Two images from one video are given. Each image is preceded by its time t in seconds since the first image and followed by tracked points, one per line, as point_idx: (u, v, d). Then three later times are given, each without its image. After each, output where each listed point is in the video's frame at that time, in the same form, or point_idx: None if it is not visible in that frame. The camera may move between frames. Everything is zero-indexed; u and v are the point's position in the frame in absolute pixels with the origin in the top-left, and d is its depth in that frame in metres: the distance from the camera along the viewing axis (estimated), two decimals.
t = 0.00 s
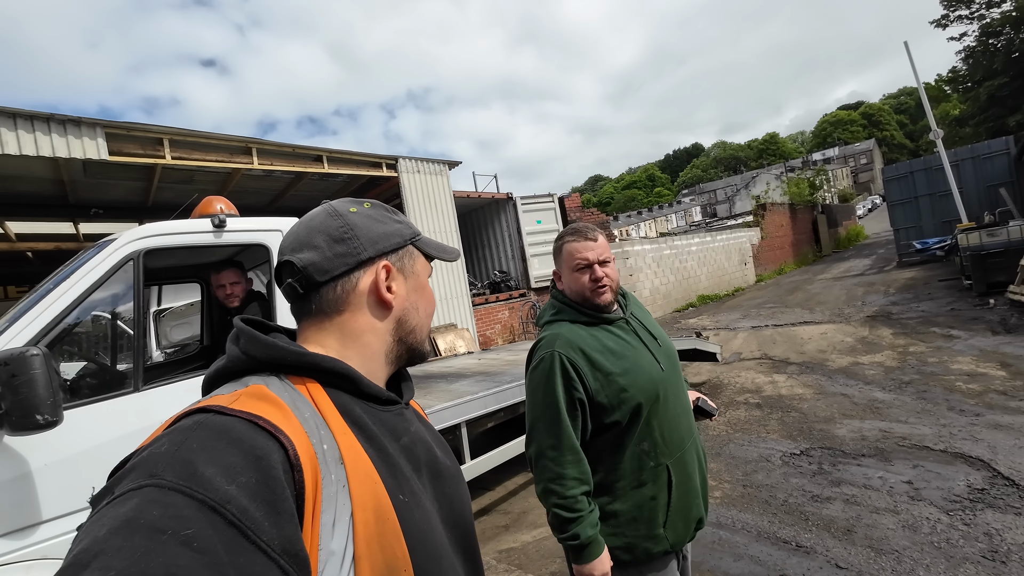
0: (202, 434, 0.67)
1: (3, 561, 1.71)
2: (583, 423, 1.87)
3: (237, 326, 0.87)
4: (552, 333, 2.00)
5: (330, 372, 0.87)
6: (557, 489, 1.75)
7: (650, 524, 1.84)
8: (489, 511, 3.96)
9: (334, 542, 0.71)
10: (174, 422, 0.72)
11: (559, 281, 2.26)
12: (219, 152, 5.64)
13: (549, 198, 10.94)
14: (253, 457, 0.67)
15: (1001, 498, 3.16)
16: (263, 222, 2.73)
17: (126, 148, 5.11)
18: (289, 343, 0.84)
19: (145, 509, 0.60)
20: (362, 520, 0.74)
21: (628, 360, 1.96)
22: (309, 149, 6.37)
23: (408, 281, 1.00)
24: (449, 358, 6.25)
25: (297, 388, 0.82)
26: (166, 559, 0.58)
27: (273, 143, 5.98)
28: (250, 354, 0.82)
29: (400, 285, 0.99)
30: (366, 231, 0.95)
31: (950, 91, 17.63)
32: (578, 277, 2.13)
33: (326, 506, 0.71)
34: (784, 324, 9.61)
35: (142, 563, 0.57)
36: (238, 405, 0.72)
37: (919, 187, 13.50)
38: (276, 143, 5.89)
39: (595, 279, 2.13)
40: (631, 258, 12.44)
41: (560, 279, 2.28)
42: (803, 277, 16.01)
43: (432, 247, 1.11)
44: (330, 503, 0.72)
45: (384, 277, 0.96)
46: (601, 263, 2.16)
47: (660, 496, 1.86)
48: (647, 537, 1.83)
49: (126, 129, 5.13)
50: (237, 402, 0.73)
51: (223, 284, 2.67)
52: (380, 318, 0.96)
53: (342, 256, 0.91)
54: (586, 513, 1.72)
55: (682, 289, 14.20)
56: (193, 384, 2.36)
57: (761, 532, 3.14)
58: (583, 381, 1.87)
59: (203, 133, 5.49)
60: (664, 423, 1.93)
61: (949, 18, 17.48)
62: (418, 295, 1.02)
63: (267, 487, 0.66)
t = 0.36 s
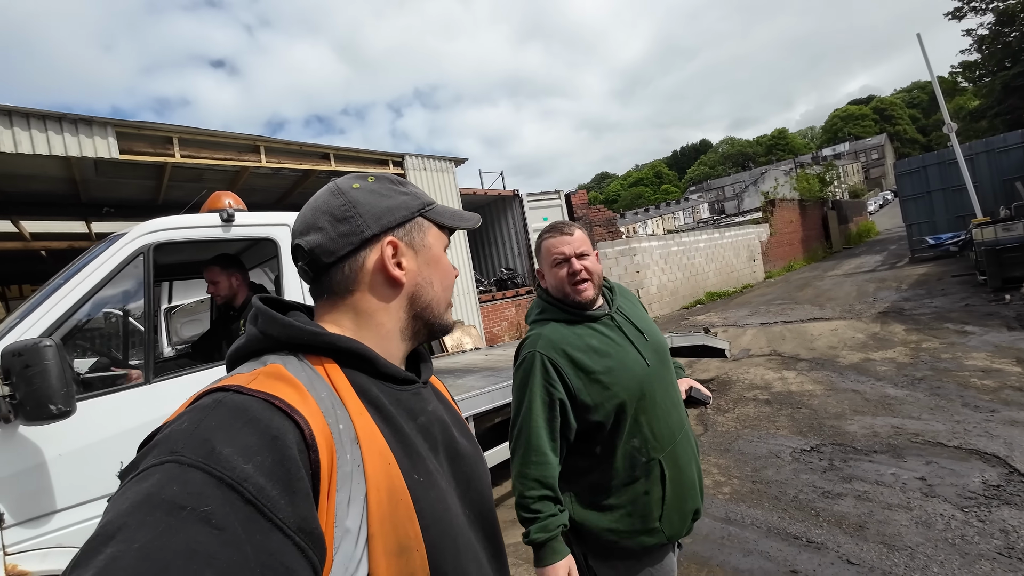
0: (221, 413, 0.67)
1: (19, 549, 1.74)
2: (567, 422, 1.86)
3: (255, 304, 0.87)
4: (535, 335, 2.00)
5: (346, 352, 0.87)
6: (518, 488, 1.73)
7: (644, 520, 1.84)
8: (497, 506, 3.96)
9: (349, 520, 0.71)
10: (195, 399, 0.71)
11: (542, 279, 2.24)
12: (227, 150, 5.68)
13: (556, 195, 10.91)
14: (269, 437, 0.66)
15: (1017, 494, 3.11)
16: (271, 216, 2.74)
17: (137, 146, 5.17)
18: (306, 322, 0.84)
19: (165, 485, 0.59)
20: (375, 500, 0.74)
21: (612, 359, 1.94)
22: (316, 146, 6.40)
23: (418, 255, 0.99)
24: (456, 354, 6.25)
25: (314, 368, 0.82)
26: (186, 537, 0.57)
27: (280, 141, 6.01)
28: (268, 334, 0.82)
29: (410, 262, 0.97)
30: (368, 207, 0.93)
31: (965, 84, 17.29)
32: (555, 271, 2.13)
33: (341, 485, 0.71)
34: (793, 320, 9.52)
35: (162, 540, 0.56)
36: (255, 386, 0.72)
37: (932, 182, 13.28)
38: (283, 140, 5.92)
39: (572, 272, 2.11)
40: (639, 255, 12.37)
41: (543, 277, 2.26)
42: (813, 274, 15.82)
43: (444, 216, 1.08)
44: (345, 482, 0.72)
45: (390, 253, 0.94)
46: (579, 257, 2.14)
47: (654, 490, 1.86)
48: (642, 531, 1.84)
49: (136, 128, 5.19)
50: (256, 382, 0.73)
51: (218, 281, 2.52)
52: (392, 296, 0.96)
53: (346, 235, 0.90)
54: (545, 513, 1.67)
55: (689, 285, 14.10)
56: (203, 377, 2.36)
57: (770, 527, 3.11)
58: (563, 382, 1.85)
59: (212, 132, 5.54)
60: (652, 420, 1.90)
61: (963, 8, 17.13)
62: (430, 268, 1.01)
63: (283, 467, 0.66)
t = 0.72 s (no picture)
0: (254, 395, 0.67)
1: (44, 536, 1.79)
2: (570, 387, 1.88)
3: (283, 286, 0.90)
4: (535, 313, 2.04)
5: (370, 336, 0.88)
6: (549, 446, 1.78)
7: (638, 483, 1.84)
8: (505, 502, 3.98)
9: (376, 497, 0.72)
10: (228, 383, 0.72)
11: (544, 267, 2.28)
12: (236, 150, 5.75)
13: (561, 194, 10.93)
14: (299, 418, 0.66)
15: None
16: (283, 213, 2.78)
17: (148, 147, 5.24)
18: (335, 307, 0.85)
19: (204, 464, 0.59)
20: (401, 477, 0.74)
21: (607, 331, 1.99)
22: (324, 146, 6.45)
23: (430, 244, 0.97)
24: (463, 351, 6.28)
25: (339, 350, 0.83)
26: (227, 512, 0.57)
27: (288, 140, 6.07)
28: (292, 318, 0.84)
29: (421, 249, 0.96)
30: (394, 186, 0.95)
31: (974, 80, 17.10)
32: (560, 260, 2.18)
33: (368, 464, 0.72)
34: (800, 318, 9.48)
35: (204, 516, 0.56)
36: (286, 369, 0.72)
37: (940, 179, 13.17)
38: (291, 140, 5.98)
39: (576, 262, 2.18)
40: (644, 254, 12.36)
41: (544, 265, 2.31)
42: (820, 272, 15.72)
43: (478, 215, 1.06)
44: (372, 462, 0.73)
45: (400, 237, 0.94)
46: (582, 247, 2.22)
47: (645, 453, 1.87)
48: (634, 493, 1.84)
49: (147, 128, 5.26)
50: (285, 365, 0.73)
51: (227, 273, 2.57)
52: (398, 279, 0.96)
53: (365, 209, 0.93)
54: (576, 463, 1.75)
55: (695, 284, 14.06)
56: (218, 369, 2.39)
57: (779, 522, 3.11)
58: (566, 349, 1.89)
59: (221, 132, 5.60)
60: (643, 389, 1.94)
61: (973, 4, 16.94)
62: (442, 260, 0.98)
63: (314, 447, 0.66)
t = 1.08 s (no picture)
0: (246, 381, 0.69)
1: (55, 527, 1.84)
2: (555, 360, 1.94)
3: (270, 281, 0.91)
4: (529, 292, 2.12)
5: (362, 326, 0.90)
6: (529, 408, 1.82)
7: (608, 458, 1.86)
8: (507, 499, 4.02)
9: (368, 481, 0.74)
10: (219, 368, 0.74)
11: (545, 261, 2.30)
12: (241, 151, 5.82)
13: (564, 194, 10.96)
14: (293, 404, 0.69)
15: None
16: (286, 213, 2.82)
17: (154, 149, 5.31)
18: (323, 297, 0.87)
19: (198, 448, 0.62)
20: (392, 462, 0.76)
21: (594, 314, 2.05)
22: (327, 147, 6.52)
23: (411, 230, 1.00)
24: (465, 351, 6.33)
25: (331, 339, 0.85)
26: (221, 493, 0.59)
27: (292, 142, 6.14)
28: (283, 306, 0.86)
29: (403, 237, 0.99)
30: (367, 177, 0.96)
31: (980, 79, 16.98)
32: (568, 253, 2.23)
33: (361, 449, 0.74)
34: (802, 318, 9.46)
35: (199, 496, 0.58)
36: (276, 357, 0.74)
37: (945, 178, 13.10)
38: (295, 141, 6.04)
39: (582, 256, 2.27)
40: (646, 254, 12.36)
41: (544, 259, 2.32)
42: (824, 272, 15.65)
43: (452, 195, 1.08)
44: (363, 447, 0.75)
45: (381, 227, 0.96)
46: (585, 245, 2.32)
47: (619, 431, 1.91)
48: (606, 468, 1.86)
49: (154, 131, 5.33)
50: (276, 353, 0.75)
51: (238, 271, 2.55)
52: (384, 269, 0.98)
53: (340, 205, 0.94)
54: (552, 428, 1.79)
55: (698, 284, 14.05)
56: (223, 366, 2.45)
57: (778, 519, 3.13)
58: (556, 322, 1.95)
59: (226, 134, 5.67)
60: (623, 370, 1.98)
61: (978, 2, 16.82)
62: (424, 243, 1.01)
63: (307, 432, 0.68)
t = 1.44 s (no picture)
0: (220, 390, 0.69)
1: (58, 529, 1.85)
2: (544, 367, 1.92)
3: (245, 290, 0.89)
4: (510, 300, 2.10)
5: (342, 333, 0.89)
6: (568, 395, 1.77)
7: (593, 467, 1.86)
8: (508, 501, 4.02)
9: (347, 489, 0.74)
10: (192, 378, 0.73)
11: (530, 267, 2.24)
12: (246, 154, 5.88)
13: (567, 195, 10.96)
14: (268, 411, 0.69)
15: None
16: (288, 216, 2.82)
17: (160, 152, 5.36)
18: (300, 304, 0.86)
19: (170, 459, 0.62)
20: (372, 468, 0.77)
21: (579, 321, 2.06)
22: (331, 149, 6.54)
23: (400, 245, 1.00)
24: (468, 352, 6.33)
25: (309, 347, 0.84)
26: (193, 503, 0.60)
27: (296, 145, 6.20)
28: (259, 315, 0.84)
29: (390, 250, 0.99)
30: (355, 190, 0.95)
31: (989, 77, 16.80)
32: (554, 260, 2.22)
33: (339, 456, 0.74)
34: (808, 319, 9.40)
35: (169, 507, 0.59)
36: (251, 365, 0.74)
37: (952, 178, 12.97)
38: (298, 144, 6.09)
39: (567, 262, 2.27)
40: (650, 255, 12.32)
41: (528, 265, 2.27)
42: (830, 273, 15.54)
43: (437, 210, 1.10)
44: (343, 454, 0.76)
45: (369, 240, 0.96)
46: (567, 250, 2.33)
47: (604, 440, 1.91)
48: (587, 479, 1.85)
49: (159, 134, 5.36)
50: (251, 361, 0.75)
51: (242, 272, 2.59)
52: (370, 281, 0.97)
53: (327, 215, 0.93)
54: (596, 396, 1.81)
55: (703, 285, 13.98)
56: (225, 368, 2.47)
57: (781, 523, 3.11)
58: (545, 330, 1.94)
59: (231, 137, 5.71)
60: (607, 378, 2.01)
61: None
62: (412, 259, 1.02)
63: (283, 440, 0.68)
